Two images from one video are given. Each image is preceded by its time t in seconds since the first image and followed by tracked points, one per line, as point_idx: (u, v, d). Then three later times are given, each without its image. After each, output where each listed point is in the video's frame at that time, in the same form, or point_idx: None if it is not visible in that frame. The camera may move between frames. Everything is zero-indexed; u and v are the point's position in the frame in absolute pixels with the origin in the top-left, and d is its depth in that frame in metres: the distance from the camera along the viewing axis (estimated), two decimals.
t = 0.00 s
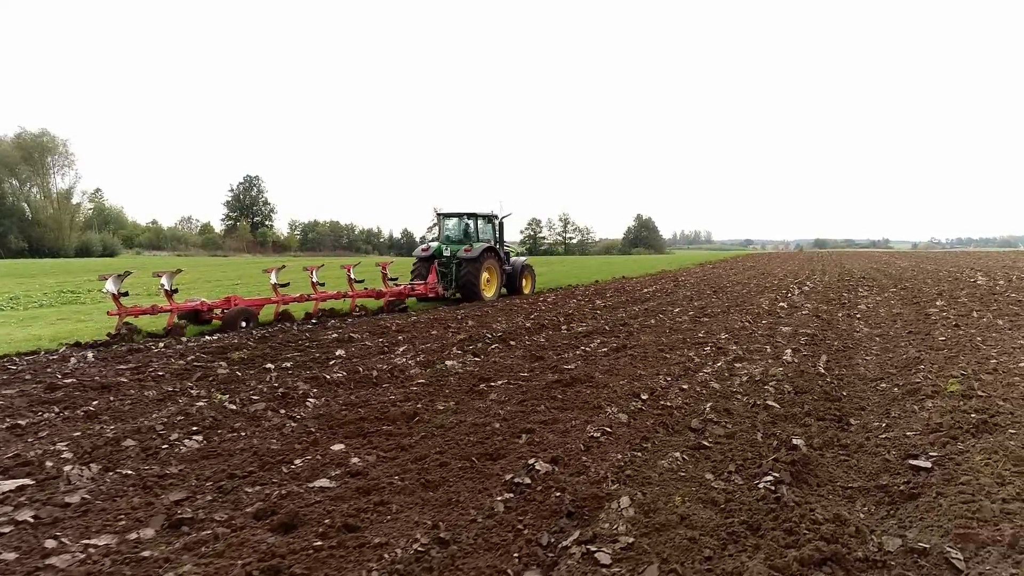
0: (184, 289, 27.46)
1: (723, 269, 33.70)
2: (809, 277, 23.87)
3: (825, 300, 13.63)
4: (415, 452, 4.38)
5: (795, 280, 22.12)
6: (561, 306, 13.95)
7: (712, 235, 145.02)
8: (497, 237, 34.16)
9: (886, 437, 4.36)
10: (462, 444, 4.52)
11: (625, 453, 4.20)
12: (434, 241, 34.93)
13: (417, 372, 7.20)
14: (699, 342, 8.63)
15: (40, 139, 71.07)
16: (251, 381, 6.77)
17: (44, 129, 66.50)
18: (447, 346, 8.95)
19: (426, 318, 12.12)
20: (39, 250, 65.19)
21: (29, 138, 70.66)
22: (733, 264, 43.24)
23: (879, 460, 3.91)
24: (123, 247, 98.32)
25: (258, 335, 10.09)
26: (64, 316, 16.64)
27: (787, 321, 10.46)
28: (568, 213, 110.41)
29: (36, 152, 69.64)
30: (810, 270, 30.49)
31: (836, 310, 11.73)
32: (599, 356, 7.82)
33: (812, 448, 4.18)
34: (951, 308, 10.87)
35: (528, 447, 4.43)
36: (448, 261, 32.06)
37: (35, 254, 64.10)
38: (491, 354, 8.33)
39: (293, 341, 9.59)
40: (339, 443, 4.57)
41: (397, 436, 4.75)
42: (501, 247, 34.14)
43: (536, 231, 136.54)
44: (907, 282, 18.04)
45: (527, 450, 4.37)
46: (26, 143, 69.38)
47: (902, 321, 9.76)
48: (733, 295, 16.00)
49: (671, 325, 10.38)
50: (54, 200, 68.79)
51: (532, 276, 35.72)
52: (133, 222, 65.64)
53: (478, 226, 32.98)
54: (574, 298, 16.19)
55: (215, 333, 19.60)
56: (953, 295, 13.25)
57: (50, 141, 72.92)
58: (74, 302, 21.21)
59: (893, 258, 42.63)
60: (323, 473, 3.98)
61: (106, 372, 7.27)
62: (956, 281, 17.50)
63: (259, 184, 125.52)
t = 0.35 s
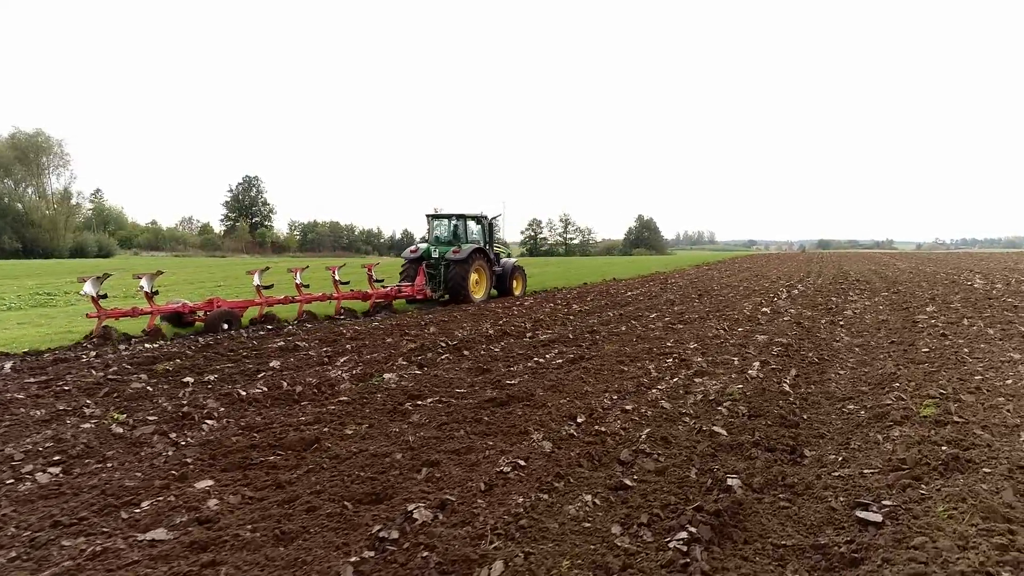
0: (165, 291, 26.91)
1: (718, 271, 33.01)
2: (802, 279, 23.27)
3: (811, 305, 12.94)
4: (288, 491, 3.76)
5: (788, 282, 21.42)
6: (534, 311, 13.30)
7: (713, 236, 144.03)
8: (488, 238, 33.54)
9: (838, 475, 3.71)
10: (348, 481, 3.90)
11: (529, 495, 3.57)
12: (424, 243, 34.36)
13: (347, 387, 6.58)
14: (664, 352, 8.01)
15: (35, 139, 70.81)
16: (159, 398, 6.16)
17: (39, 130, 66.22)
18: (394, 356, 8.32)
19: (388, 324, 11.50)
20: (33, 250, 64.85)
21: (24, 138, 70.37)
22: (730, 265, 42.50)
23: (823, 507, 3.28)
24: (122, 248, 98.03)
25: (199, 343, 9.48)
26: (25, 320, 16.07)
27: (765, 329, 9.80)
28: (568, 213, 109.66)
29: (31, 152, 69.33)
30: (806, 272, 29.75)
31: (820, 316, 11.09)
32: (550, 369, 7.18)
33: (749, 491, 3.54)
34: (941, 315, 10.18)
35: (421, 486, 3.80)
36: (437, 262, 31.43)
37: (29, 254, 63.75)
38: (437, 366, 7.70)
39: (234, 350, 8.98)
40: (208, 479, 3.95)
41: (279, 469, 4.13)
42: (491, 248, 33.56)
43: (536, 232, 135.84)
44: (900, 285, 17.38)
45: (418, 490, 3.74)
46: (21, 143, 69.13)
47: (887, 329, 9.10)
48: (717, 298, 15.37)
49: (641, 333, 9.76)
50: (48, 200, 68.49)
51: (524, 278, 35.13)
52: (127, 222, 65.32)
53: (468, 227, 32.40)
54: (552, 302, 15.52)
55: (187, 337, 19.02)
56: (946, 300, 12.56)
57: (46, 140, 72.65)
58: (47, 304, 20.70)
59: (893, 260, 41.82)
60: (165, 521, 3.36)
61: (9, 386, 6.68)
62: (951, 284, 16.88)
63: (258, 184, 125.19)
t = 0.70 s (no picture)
0: (144, 293, 26.38)
1: (711, 272, 32.20)
2: (794, 280, 22.59)
3: (796, 310, 12.20)
4: (107, 546, 3.12)
5: (779, 285, 20.66)
6: (503, 316, 12.61)
7: (715, 237, 143.13)
8: (477, 239, 32.86)
9: (770, 528, 3.06)
10: (186, 531, 3.26)
11: (388, 554, 2.93)
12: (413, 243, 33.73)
13: (259, 403, 5.94)
14: (622, 363, 7.36)
15: (30, 139, 70.51)
16: (43, 418, 5.54)
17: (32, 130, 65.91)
18: (330, 367, 7.69)
19: (342, 330, 10.85)
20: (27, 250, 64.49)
21: (18, 138, 70.07)
22: (726, 266, 41.71)
23: None
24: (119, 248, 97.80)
25: (131, 351, 8.85)
26: None
27: (740, 336, 9.08)
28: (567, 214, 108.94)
29: (25, 152, 69.05)
30: (801, 274, 28.95)
31: (802, 322, 10.41)
32: (491, 383, 6.52)
33: (655, 552, 2.88)
34: (930, 321, 9.45)
35: (267, 539, 3.16)
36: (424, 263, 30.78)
37: (23, 254, 63.44)
38: (372, 379, 7.05)
39: (163, 359, 8.34)
40: (21, 528, 3.32)
41: (116, 514, 3.50)
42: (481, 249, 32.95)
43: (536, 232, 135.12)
44: (893, 288, 16.67)
45: (263, 545, 3.10)
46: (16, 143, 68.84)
47: (868, 338, 8.38)
48: (700, 302, 14.69)
49: (606, 340, 9.11)
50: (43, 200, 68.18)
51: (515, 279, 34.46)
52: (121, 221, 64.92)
53: (457, 227, 31.78)
54: (527, 306, 14.82)
55: (155, 340, 18.44)
56: (938, 304, 11.81)
57: (41, 140, 72.33)
58: (16, 307, 20.16)
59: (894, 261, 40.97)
60: None
61: None
62: (947, 287, 16.16)
63: (257, 184, 124.84)
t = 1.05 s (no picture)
0: (120, 295, 25.83)
1: (705, 273, 31.47)
2: (785, 282, 21.94)
3: (777, 314, 11.49)
4: None
5: (770, 287, 19.94)
6: (468, 320, 11.94)
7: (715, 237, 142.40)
8: (465, 239, 32.16)
9: None
10: None
11: None
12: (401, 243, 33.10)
13: (148, 422, 5.30)
14: (569, 375, 6.69)
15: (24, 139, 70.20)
16: None
17: (26, 129, 65.48)
18: (253, 378, 7.05)
19: (290, 336, 10.21)
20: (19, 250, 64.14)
21: (12, 137, 69.74)
22: (722, 267, 40.95)
23: None
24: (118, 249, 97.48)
25: (50, 360, 8.22)
26: None
27: (708, 344, 8.39)
28: (567, 214, 108.16)
29: (19, 152, 68.76)
30: (796, 274, 28.20)
31: (779, 328, 9.72)
32: (416, 398, 5.86)
33: None
34: (916, 328, 8.74)
35: None
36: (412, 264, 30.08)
37: (15, 254, 63.09)
38: (291, 392, 6.40)
39: (79, 369, 7.70)
40: None
41: None
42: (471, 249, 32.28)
43: (535, 233, 134.40)
44: (885, 291, 15.98)
45: None
46: (10, 143, 68.53)
47: (845, 347, 7.69)
48: (680, 305, 14.01)
49: (563, 348, 8.45)
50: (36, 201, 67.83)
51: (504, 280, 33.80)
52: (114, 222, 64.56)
53: (446, 227, 31.15)
54: (498, 309, 14.12)
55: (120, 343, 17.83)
56: (930, 309, 11.08)
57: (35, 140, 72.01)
58: None
59: (895, 262, 40.13)
60: None
61: None
62: (939, 290, 15.47)
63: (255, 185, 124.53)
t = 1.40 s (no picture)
0: (96, 296, 25.24)
1: (697, 274, 30.73)
2: (775, 283, 21.24)
3: (756, 318, 10.76)
4: None
5: (758, 288, 19.18)
6: (427, 324, 11.24)
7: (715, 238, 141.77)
8: (455, 239, 31.43)
9: None
10: None
11: None
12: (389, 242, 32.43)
13: (3, 445, 4.62)
14: (505, 389, 5.99)
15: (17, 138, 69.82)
16: None
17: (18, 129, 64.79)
18: (159, 391, 6.37)
19: (230, 342, 9.52)
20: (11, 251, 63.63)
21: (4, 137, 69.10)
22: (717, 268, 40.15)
23: None
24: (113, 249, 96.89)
25: None
26: None
27: (671, 352, 7.68)
28: (565, 214, 107.41)
29: (11, 152, 68.33)
30: (789, 275, 27.54)
31: (754, 334, 9.03)
32: (320, 417, 5.17)
33: None
34: (900, 334, 8.02)
35: None
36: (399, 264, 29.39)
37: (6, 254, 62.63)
38: (190, 408, 5.71)
39: None
40: None
41: None
42: (459, 249, 31.69)
43: (534, 233, 133.63)
44: (875, 293, 15.29)
45: None
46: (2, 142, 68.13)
47: (818, 356, 6.97)
48: (657, 308, 13.32)
49: (514, 356, 7.76)
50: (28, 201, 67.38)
51: (493, 280, 33.15)
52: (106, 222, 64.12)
53: (434, 227, 30.54)
54: (466, 311, 13.40)
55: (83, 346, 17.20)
56: (918, 313, 10.34)
57: (28, 140, 71.52)
58: None
59: (893, 263, 39.38)
60: None
61: None
62: (931, 292, 14.79)
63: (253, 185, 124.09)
